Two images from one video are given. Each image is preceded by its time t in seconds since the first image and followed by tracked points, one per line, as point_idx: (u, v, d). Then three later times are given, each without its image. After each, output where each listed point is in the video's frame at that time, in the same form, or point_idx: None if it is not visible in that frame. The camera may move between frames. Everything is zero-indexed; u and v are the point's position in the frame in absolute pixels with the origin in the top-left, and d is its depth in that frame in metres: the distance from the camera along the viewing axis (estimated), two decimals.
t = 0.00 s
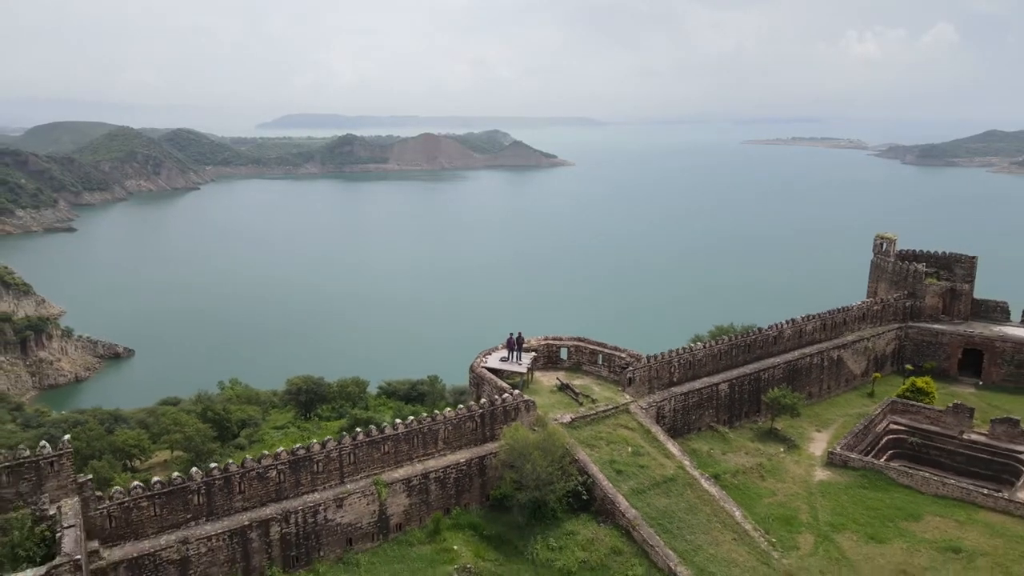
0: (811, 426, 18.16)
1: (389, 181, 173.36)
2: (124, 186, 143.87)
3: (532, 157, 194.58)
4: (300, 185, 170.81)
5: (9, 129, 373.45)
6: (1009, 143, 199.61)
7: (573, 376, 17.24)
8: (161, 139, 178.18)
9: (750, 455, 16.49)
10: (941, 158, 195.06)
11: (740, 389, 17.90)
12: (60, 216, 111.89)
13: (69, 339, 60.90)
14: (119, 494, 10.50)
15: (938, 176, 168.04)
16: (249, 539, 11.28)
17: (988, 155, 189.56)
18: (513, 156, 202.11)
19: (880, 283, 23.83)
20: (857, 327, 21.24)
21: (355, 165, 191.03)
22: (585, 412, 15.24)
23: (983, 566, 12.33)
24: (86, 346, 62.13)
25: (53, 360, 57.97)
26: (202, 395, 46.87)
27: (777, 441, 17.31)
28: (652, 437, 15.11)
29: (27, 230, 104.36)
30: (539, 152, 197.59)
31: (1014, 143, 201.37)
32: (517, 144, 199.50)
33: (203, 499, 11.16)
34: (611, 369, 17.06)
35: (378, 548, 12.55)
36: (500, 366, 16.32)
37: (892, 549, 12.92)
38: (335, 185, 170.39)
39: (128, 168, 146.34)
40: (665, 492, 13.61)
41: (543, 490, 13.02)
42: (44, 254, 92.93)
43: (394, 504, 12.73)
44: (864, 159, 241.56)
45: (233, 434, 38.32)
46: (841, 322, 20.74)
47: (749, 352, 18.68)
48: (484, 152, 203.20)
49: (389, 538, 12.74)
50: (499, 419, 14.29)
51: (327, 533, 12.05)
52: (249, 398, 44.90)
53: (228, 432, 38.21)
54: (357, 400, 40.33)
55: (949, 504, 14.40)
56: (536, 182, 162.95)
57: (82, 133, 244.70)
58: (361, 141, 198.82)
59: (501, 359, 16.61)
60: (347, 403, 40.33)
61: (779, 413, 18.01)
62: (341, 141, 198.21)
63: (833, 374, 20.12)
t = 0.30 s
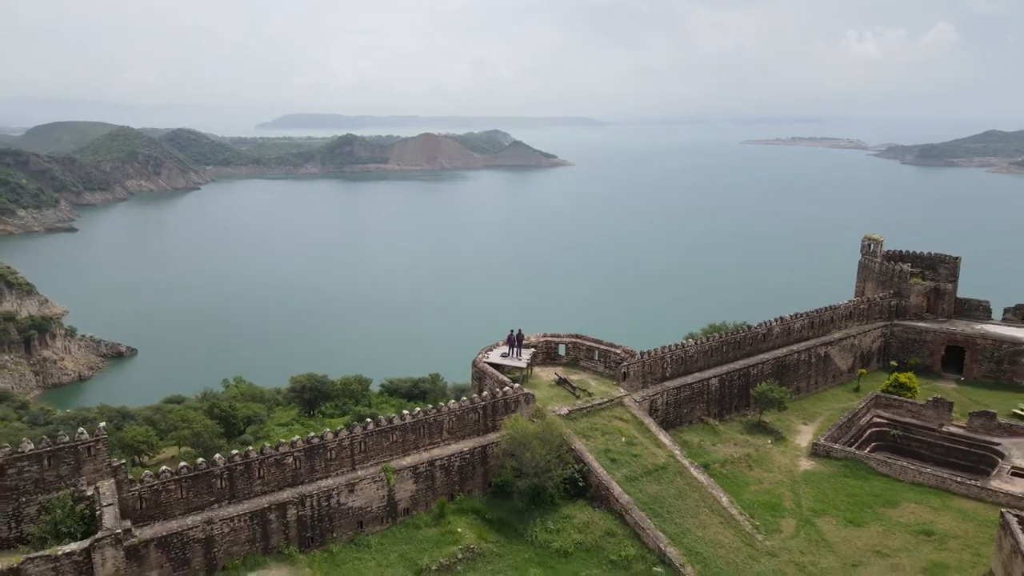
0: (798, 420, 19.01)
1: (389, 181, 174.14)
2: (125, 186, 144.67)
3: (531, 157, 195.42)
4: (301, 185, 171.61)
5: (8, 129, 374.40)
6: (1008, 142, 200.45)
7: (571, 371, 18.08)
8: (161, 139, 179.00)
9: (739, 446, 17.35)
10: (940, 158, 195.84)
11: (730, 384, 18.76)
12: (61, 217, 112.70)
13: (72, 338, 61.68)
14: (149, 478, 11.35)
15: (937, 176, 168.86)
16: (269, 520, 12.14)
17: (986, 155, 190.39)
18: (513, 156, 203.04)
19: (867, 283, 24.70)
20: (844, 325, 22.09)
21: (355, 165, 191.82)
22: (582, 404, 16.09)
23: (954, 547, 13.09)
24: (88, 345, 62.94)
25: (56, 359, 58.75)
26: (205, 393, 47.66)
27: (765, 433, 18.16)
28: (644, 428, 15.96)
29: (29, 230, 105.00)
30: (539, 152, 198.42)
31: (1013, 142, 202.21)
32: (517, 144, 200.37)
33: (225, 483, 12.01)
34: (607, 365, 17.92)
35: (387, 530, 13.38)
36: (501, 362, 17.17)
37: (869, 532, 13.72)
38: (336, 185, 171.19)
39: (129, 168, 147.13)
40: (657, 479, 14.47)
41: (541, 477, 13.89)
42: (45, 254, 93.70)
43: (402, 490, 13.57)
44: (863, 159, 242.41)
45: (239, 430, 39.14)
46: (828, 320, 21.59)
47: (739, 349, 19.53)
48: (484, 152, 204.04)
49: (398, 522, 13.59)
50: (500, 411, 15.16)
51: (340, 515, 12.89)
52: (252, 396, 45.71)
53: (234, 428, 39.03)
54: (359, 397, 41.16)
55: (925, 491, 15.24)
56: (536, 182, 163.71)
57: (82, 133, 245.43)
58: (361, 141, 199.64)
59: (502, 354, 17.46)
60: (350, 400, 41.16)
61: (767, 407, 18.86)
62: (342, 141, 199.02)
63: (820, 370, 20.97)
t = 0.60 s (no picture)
0: (784, 412, 20.02)
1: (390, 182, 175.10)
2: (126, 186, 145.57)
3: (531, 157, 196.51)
4: (302, 185, 172.56)
5: (9, 129, 375.38)
6: (1006, 142, 201.44)
7: (568, 365, 19.12)
8: (162, 139, 179.86)
9: (727, 436, 18.36)
10: (939, 157, 196.80)
11: (718, 378, 19.78)
12: (63, 217, 113.64)
13: (76, 337, 62.59)
14: (179, 460, 12.36)
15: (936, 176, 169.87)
16: (287, 501, 13.15)
17: (984, 155, 191.40)
18: (512, 156, 203.97)
19: (854, 283, 25.71)
20: (830, 322, 23.10)
21: (356, 165, 192.74)
22: (578, 396, 17.13)
23: (923, 527, 14.08)
24: (92, 344, 63.89)
25: (61, 358, 59.64)
26: (210, 391, 48.59)
27: (751, 424, 19.18)
28: (637, 419, 16.96)
29: (31, 230, 105.72)
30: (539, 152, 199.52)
31: (1011, 142, 203.21)
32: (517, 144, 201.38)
33: (247, 466, 13.02)
34: (602, 359, 18.94)
35: (396, 511, 14.39)
36: (502, 356, 18.22)
37: (844, 514, 14.73)
38: (337, 185, 172.19)
39: (130, 168, 148.00)
40: (647, 465, 15.48)
41: (539, 463, 14.93)
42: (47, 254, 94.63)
43: (411, 474, 14.58)
44: (862, 159, 243.45)
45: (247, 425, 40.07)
46: (814, 318, 22.62)
47: (728, 345, 20.55)
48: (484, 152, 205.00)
49: (406, 504, 14.59)
50: (501, 402, 16.18)
51: (352, 497, 13.89)
52: (257, 393, 46.66)
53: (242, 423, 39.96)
54: (363, 394, 42.12)
55: (900, 477, 16.24)
56: (536, 182, 164.68)
57: (82, 133, 246.16)
58: (361, 141, 200.55)
59: (503, 349, 18.50)
60: (354, 396, 42.11)
61: (755, 399, 19.87)
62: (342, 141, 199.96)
63: (807, 365, 21.98)
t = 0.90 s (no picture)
0: (772, 406, 20.93)
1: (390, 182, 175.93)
2: (127, 186, 146.39)
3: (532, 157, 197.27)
4: (303, 185, 173.39)
5: (9, 129, 376.10)
6: (1006, 142, 202.18)
7: (565, 360, 20.04)
8: (163, 139, 180.65)
9: (717, 428, 19.28)
10: (939, 156, 197.57)
11: (709, 373, 20.69)
12: (65, 217, 114.44)
13: (80, 337, 63.43)
14: (201, 447, 13.29)
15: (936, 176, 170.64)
16: (302, 486, 14.04)
17: (983, 155, 192.18)
18: (512, 156, 204.95)
19: (842, 282, 26.60)
20: (818, 320, 23.99)
21: (356, 165, 193.55)
22: (575, 389, 18.05)
23: (897, 512, 14.99)
24: (96, 343, 64.73)
25: (66, 357, 60.49)
26: (214, 388, 49.45)
27: (740, 417, 20.10)
28: (630, 411, 17.87)
29: (33, 230, 106.46)
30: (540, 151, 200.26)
31: (1011, 142, 204.00)
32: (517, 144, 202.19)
33: (264, 453, 13.93)
34: (597, 355, 19.85)
35: (403, 497, 15.30)
36: (502, 351, 19.14)
37: (825, 500, 15.63)
38: (337, 185, 173.05)
39: (130, 168, 148.79)
40: (639, 454, 16.39)
41: (537, 452, 15.85)
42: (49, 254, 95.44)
43: (416, 462, 15.48)
44: (862, 159, 244.28)
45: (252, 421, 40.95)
46: (802, 316, 23.52)
47: (718, 341, 21.46)
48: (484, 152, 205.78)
49: (412, 490, 15.49)
50: (501, 395, 17.10)
51: (362, 483, 14.80)
52: (261, 390, 47.53)
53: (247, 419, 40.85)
54: (366, 391, 42.98)
55: (880, 466, 17.16)
56: (537, 182, 165.48)
57: (82, 134, 246.89)
58: (362, 141, 201.35)
59: (503, 345, 19.43)
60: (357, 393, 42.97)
61: (744, 394, 20.77)
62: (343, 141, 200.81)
63: (795, 361, 22.87)
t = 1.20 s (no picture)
0: (759, 399, 21.99)
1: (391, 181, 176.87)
2: (128, 186, 147.26)
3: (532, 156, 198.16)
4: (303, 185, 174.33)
5: (9, 129, 377.11)
6: (1004, 142, 203.11)
7: (563, 355, 21.13)
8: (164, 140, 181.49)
9: (706, 419, 20.34)
10: (937, 156, 198.49)
11: (699, 367, 21.76)
12: (66, 217, 115.25)
13: (84, 336, 64.33)
14: (224, 434, 14.35)
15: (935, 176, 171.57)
16: (317, 471, 15.10)
17: (982, 155, 193.12)
18: (512, 156, 205.94)
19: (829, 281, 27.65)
20: (805, 318, 25.06)
21: (357, 165, 194.47)
22: (571, 382, 19.12)
23: (872, 496, 16.06)
24: (100, 342, 65.66)
25: (70, 355, 61.42)
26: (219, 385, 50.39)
27: (728, 409, 21.16)
28: (623, 403, 18.93)
29: (35, 229, 107.25)
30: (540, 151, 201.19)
31: (1009, 142, 204.98)
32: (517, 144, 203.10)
33: (282, 440, 14.99)
34: (593, 351, 20.93)
35: (410, 482, 16.36)
36: (503, 347, 20.24)
37: (805, 485, 16.70)
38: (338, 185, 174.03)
39: (131, 168, 149.64)
40: (632, 443, 17.46)
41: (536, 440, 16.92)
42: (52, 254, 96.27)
43: (423, 449, 16.54)
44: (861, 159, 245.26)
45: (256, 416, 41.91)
46: (790, 313, 24.58)
47: (708, 337, 22.53)
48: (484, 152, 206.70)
49: (418, 476, 16.55)
50: (502, 388, 18.17)
51: (372, 469, 15.86)
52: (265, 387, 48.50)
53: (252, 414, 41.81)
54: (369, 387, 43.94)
55: (858, 454, 18.23)
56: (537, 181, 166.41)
57: (82, 133, 247.61)
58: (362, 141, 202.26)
59: (504, 340, 20.53)
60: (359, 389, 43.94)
61: (732, 387, 21.83)
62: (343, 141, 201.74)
63: (782, 357, 23.93)
